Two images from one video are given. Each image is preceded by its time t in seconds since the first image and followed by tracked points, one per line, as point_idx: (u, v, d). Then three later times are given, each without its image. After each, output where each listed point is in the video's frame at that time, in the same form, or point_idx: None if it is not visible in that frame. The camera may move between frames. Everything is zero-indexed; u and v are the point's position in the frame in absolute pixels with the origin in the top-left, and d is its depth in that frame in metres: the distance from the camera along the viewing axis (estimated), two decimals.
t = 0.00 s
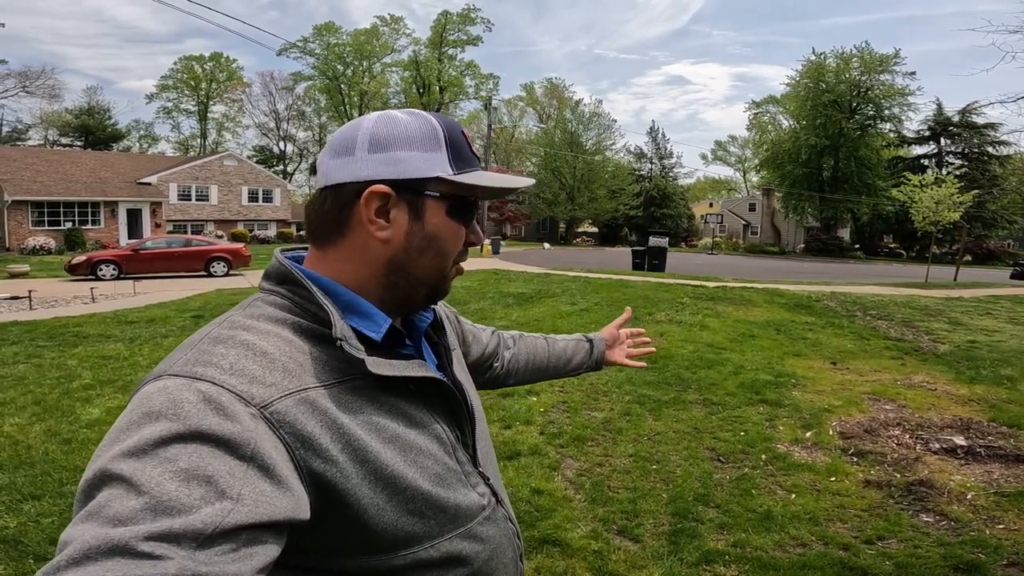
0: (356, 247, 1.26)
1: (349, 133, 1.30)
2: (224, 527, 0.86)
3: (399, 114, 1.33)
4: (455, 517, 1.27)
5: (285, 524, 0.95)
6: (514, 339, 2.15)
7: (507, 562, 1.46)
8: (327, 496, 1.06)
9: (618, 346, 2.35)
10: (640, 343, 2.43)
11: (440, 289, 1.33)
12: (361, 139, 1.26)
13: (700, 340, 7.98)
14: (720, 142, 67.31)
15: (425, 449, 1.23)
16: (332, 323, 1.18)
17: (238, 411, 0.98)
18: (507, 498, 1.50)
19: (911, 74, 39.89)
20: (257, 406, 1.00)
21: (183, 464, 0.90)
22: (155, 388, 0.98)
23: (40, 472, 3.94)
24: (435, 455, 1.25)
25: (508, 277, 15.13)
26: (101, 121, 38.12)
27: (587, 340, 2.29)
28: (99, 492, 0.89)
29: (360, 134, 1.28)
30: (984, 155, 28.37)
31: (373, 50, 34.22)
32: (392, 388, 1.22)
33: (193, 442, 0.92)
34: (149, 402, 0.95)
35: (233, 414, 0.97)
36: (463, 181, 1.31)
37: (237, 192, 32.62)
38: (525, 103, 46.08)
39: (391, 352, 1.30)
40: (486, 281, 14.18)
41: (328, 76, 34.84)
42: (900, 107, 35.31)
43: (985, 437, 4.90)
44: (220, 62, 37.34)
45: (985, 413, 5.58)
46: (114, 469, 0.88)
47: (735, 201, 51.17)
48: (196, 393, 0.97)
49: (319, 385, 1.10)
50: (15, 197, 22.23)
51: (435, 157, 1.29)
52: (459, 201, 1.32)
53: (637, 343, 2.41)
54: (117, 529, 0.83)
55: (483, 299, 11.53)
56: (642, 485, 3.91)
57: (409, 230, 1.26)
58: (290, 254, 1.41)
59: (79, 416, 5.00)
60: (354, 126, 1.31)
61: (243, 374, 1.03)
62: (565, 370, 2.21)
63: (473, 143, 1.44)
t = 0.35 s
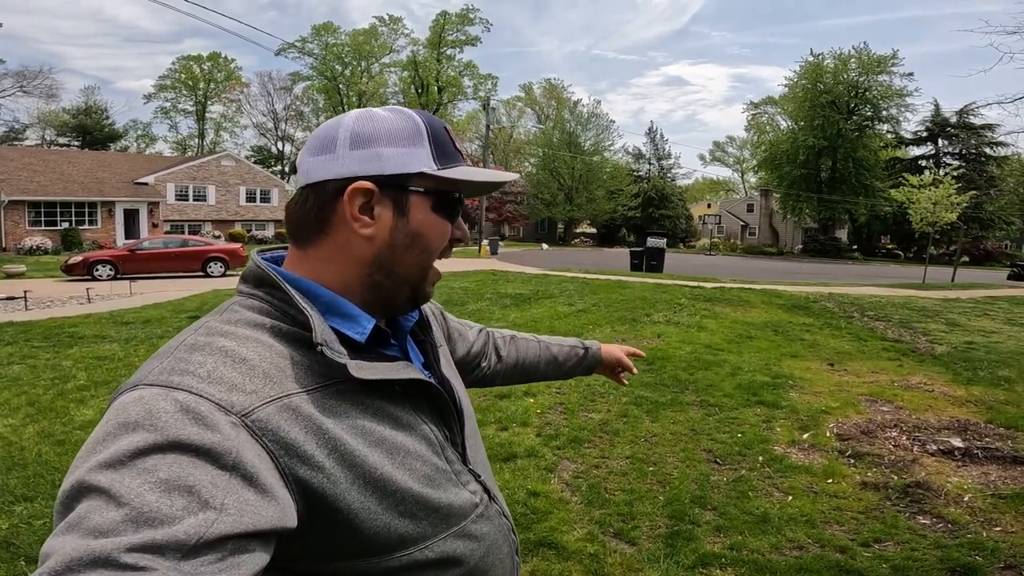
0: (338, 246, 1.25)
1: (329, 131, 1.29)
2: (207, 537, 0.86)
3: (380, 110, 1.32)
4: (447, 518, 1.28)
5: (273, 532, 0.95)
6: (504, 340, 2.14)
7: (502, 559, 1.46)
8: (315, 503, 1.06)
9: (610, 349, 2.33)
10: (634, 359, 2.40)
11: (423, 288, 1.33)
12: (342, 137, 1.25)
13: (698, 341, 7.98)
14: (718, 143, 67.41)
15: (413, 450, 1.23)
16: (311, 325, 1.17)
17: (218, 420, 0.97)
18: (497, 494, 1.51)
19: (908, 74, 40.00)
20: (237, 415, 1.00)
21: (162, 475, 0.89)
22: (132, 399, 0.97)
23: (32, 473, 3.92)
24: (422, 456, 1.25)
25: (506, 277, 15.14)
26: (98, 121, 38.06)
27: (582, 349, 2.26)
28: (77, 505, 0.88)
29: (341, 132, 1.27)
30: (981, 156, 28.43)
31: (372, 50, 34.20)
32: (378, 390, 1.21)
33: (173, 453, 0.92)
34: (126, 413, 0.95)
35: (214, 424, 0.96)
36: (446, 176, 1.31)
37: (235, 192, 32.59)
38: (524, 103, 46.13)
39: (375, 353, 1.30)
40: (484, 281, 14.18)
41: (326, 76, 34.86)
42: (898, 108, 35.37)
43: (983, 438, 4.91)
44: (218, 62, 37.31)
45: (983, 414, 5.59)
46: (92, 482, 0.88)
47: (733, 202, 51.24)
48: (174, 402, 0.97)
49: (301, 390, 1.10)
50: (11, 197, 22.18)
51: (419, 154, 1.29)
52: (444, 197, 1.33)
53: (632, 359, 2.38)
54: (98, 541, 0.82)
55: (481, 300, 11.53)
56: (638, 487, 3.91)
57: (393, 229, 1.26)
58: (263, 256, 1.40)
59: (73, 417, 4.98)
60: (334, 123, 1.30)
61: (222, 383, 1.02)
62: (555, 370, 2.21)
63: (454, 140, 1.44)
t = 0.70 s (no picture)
0: (354, 244, 1.24)
1: (345, 126, 1.29)
2: (223, 527, 0.85)
3: (397, 107, 1.31)
4: (459, 509, 1.27)
5: (288, 523, 0.94)
6: (516, 330, 2.13)
7: (514, 554, 1.46)
8: (329, 495, 1.04)
9: (623, 340, 2.30)
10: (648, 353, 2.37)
11: (437, 281, 1.33)
12: (359, 133, 1.24)
13: (696, 341, 7.98)
14: (715, 143, 67.47)
15: (426, 442, 1.22)
16: (323, 318, 1.16)
17: (234, 410, 0.96)
18: (511, 486, 1.50)
19: (904, 74, 40.11)
20: (253, 406, 0.98)
21: (179, 465, 0.88)
22: (149, 390, 0.96)
23: (20, 476, 3.89)
24: (436, 448, 1.24)
25: (503, 276, 15.14)
26: (94, 121, 37.95)
27: (595, 339, 2.23)
28: (94, 495, 0.87)
29: (358, 126, 1.26)
30: (978, 155, 28.48)
31: (368, 50, 34.14)
32: (390, 383, 1.20)
33: (189, 443, 0.91)
34: (142, 404, 0.94)
35: (230, 415, 0.95)
36: (461, 174, 1.31)
37: (232, 192, 32.52)
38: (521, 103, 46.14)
39: (387, 347, 1.29)
40: (482, 281, 14.18)
41: (323, 76, 34.89)
42: (894, 108, 35.44)
43: (984, 438, 4.90)
44: (214, 62, 37.24)
45: (983, 414, 5.59)
46: (109, 471, 0.87)
47: (730, 202, 51.33)
48: (191, 393, 0.95)
49: (314, 382, 1.08)
50: (6, 197, 22.08)
51: (435, 150, 1.28)
52: (458, 194, 1.32)
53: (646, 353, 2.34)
54: (116, 530, 0.81)
55: (479, 301, 11.51)
56: (636, 490, 3.89)
57: (410, 223, 1.25)
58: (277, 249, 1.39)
59: (62, 420, 4.94)
60: (350, 119, 1.28)
61: (237, 375, 1.01)
62: (567, 361, 2.20)
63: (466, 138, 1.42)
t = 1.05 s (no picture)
0: (400, 244, 1.33)
1: (395, 129, 1.37)
2: (273, 517, 0.96)
3: (441, 115, 1.39)
4: (489, 506, 1.35)
5: (330, 514, 1.05)
6: (549, 326, 2.12)
7: (540, 550, 1.52)
8: (369, 488, 1.15)
9: (652, 339, 2.30)
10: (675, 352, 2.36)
11: (475, 283, 1.41)
12: (408, 138, 1.33)
13: (696, 343, 7.93)
14: (711, 142, 67.44)
15: (459, 439, 1.31)
16: (368, 316, 1.26)
17: (286, 405, 1.08)
18: (540, 484, 1.57)
19: (901, 74, 40.14)
20: (302, 401, 1.10)
21: (235, 456, 1.00)
22: (210, 384, 1.09)
23: None
24: (468, 445, 1.33)
25: (501, 277, 15.09)
26: (87, 121, 37.73)
27: (625, 336, 2.23)
28: (160, 483, 0.99)
29: (408, 131, 1.34)
30: (975, 155, 28.45)
31: (364, 50, 33.98)
32: (429, 381, 1.29)
33: (242, 436, 1.02)
34: (205, 396, 1.07)
35: (282, 410, 1.07)
36: (505, 180, 1.38)
37: (226, 192, 32.46)
38: (517, 103, 46.05)
39: (426, 344, 1.37)
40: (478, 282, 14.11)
41: (318, 76, 34.79)
42: (891, 107, 35.43)
43: (993, 444, 4.87)
44: (209, 62, 37.08)
45: (990, 418, 5.56)
46: (174, 460, 0.99)
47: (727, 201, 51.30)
48: (247, 388, 1.08)
49: (358, 379, 1.19)
50: None
51: (479, 158, 1.36)
52: (499, 199, 1.40)
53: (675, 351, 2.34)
54: (178, 518, 0.93)
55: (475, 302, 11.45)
56: (637, 501, 3.84)
57: (454, 226, 1.34)
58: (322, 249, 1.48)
59: (41, 427, 4.87)
60: (399, 124, 1.36)
61: (289, 371, 1.13)
62: (598, 357, 2.19)
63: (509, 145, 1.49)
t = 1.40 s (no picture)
0: (405, 227, 1.27)
1: (409, 112, 1.32)
2: (245, 505, 0.90)
3: (459, 99, 1.34)
4: (475, 509, 1.28)
5: (305, 504, 0.98)
6: (578, 319, 2.08)
7: (527, 558, 1.45)
8: (345, 478, 1.08)
9: (690, 336, 2.18)
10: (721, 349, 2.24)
11: (482, 273, 1.34)
12: (420, 119, 1.28)
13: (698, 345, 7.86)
14: (710, 142, 67.50)
15: (448, 432, 1.24)
16: (362, 301, 1.20)
17: (263, 387, 1.01)
18: (532, 489, 1.49)
19: (900, 73, 40.18)
20: (282, 384, 1.03)
21: (208, 440, 0.93)
22: (189, 363, 1.03)
23: None
24: (457, 440, 1.26)
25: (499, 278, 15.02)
26: (83, 120, 37.65)
27: (664, 332, 2.15)
28: (129, 465, 0.92)
29: (420, 113, 1.29)
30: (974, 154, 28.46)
31: (363, 49, 33.90)
32: (423, 372, 1.23)
33: (218, 418, 0.95)
34: (181, 376, 1.00)
35: (258, 393, 1.00)
36: (518, 167, 1.31)
37: (222, 191, 32.43)
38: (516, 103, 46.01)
39: (423, 334, 1.30)
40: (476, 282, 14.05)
41: (316, 75, 34.75)
42: (890, 106, 35.44)
43: (1008, 449, 4.80)
44: (207, 61, 37.01)
45: (1003, 422, 5.49)
46: (145, 442, 0.92)
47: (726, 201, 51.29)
48: (226, 368, 1.01)
49: (344, 365, 1.12)
50: None
51: (492, 142, 1.30)
52: (512, 186, 1.33)
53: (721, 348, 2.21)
54: (144, 503, 0.86)
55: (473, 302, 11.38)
56: (637, 513, 3.77)
57: (460, 213, 1.27)
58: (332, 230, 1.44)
59: (15, 432, 4.80)
60: (415, 105, 1.32)
61: (271, 352, 1.07)
62: (629, 354, 2.11)
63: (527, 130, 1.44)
